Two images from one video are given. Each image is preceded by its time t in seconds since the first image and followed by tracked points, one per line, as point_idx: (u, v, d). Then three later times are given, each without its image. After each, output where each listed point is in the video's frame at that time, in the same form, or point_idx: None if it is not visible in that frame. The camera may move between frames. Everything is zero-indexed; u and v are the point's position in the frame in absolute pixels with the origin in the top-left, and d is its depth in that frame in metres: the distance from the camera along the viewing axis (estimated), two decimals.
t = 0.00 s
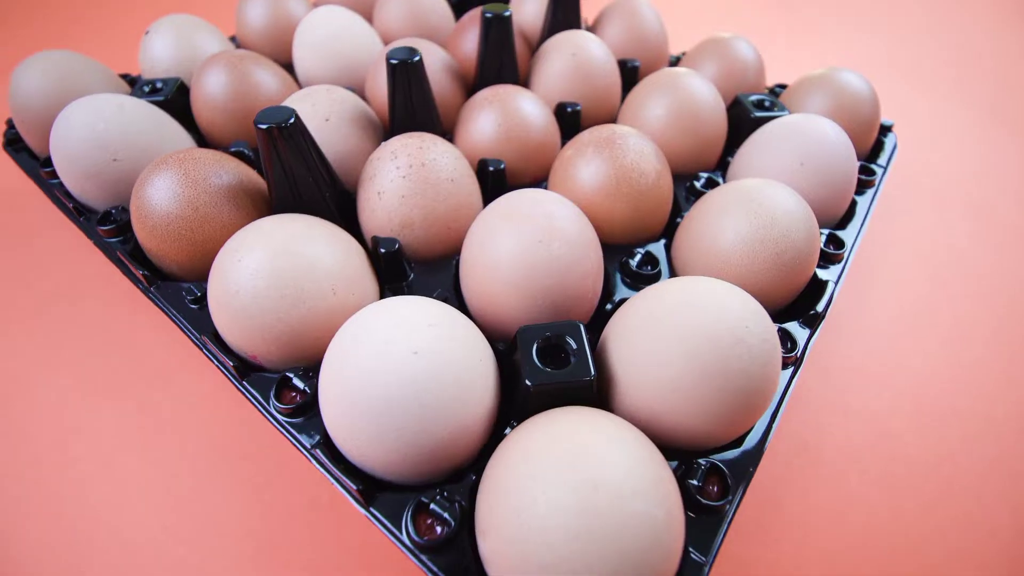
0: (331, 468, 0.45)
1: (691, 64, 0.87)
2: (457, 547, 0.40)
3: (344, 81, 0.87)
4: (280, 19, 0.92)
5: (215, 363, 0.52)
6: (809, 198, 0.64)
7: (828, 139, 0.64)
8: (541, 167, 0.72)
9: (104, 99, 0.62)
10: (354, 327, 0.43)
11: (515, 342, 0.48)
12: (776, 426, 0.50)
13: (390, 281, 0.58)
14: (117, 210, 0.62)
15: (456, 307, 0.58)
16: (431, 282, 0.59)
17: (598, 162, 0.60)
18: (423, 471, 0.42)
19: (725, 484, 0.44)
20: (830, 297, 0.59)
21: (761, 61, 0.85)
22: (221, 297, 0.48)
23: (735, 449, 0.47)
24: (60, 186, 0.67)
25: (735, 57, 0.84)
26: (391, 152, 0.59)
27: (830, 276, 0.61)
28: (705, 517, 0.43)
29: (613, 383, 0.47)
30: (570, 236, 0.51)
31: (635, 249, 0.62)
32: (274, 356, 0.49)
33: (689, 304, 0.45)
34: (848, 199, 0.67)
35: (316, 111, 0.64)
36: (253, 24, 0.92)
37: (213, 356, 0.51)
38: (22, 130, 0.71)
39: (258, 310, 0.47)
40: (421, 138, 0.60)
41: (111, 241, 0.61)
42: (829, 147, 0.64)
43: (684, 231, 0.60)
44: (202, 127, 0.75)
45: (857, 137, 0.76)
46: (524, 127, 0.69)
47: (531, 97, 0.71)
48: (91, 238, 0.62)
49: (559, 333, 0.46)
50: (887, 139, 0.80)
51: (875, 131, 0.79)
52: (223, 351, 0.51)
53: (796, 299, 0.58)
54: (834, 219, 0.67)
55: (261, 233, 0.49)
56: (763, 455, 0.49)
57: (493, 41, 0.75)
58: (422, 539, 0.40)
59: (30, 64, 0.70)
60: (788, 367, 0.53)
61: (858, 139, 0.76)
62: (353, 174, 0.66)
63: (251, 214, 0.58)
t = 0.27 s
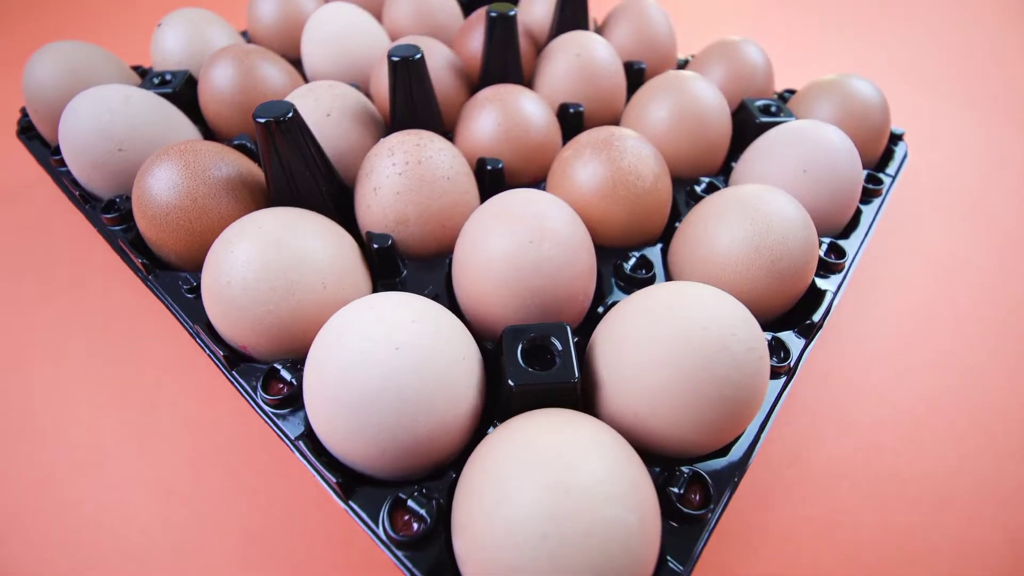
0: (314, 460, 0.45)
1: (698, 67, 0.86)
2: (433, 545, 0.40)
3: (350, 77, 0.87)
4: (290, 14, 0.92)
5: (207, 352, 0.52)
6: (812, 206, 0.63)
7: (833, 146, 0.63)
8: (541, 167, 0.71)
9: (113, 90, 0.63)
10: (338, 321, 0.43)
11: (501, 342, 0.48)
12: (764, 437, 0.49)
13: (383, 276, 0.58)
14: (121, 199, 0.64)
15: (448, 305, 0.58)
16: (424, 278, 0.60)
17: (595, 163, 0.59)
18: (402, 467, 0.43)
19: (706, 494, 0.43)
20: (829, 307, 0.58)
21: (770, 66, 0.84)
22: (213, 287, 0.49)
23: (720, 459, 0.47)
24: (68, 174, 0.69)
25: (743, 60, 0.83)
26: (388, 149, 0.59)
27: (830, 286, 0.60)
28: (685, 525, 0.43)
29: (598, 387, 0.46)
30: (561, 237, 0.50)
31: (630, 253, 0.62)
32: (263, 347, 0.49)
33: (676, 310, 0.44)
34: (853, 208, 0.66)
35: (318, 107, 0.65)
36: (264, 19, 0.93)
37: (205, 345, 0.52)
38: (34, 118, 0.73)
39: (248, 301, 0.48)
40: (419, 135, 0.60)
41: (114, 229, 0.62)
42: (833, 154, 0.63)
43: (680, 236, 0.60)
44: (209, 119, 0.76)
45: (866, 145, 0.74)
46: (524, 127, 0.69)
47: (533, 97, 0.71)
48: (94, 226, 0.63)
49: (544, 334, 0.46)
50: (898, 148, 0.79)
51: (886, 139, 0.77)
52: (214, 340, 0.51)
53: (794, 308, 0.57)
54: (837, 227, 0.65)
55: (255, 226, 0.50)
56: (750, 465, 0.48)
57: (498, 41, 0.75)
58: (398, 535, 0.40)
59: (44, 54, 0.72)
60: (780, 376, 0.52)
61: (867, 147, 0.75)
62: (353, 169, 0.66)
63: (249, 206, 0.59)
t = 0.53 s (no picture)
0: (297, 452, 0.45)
1: (706, 70, 0.85)
2: (408, 541, 0.40)
3: (357, 74, 0.88)
4: (300, 10, 0.93)
5: (200, 342, 0.53)
6: (813, 214, 0.62)
7: (837, 154, 0.62)
8: (540, 168, 0.71)
9: (121, 81, 0.64)
10: (323, 315, 0.43)
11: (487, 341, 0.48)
12: (752, 447, 0.48)
13: (376, 272, 0.58)
14: (125, 188, 0.65)
15: (440, 302, 0.59)
16: (417, 275, 0.60)
17: (591, 165, 0.59)
18: (381, 462, 0.43)
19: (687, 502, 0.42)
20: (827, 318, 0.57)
21: (779, 71, 0.83)
22: (206, 277, 0.49)
23: (704, 467, 0.46)
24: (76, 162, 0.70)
25: (752, 64, 0.82)
26: (386, 146, 0.59)
27: (828, 296, 0.59)
28: (664, 533, 0.42)
29: (583, 390, 0.46)
30: (551, 238, 0.50)
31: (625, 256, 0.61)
32: (254, 339, 0.50)
33: (662, 315, 0.44)
34: (855, 218, 0.64)
35: (320, 102, 0.65)
36: (275, 14, 0.94)
37: (198, 335, 0.52)
38: (47, 107, 0.75)
39: (239, 293, 0.48)
40: (417, 133, 0.60)
41: (117, 218, 0.63)
42: (836, 162, 0.62)
43: (677, 241, 0.59)
44: (215, 112, 0.77)
45: (874, 153, 0.73)
46: (524, 127, 0.69)
47: (534, 97, 0.71)
48: (99, 214, 0.64)
49: (530, 335, 0.46)
50: (908, 157, 0.77)
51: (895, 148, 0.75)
52: (207, 330, 0.52)
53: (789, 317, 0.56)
54: (839, 237, 0.64)
55: (250, 218, 0.50)
56: (736, 475, 0.47)
57: (502, 40, 0.75)
58: (374, 530, 0.40)
59: (58, 44, 0.74)
60: (772, 386, 0.51)
61: (875, 155, 0.73)
62: (352, 165, 0.67)
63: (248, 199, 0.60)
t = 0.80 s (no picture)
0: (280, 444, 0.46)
1: (713, 74, 0.84)
2: (385, 536, 0.40)
3: (363, 70, 0.88)
4: (309, 6, 0.94)
5: (192, 331, 0.54)
6: (813, 222, 0.61)
7: (840, 162, 0.61)
8: (540, 168, 0.71)
9: (129, 72, 0.66)
10: (308, 309, 0.44)
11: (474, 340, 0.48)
12: (739, 456, 0.48)
13: (369, 267, 0.59)
14: (129, 177, 0.66)
15: (431, 299, 0.59)
16: (411, 272, 0.60)
17: (587, 166, 0.59)
18: (362, 457, 0.43)
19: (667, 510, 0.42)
20: (823, 329, 0.55)
21: (788, 76, 0.82)
22: (199, 267, 0.50)
23: (687, 475, 0.45)
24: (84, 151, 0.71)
25: (760, 69, 0.81)
26: (383, 142, 0.60)
27: (825, 306, 0.58)
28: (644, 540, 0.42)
29: (567, 393, 0.46)
30: (542, 239, 0.50)
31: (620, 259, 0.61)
32: (245, 330, 0.51)
33: (647, 318, 0.43)
34: (858, 228, 0.63)
35: (322, 97, 0.66)
36: (285, 9, 0.95)
37: (191, 324, 0.53)
38: (58, 97, 0.76)
39: (229, 284, 0.49)
40: (414, 129, 0.60)
41: (120, 206, 0.64)
42: (840, 170, 0.60)
43: (673, 246, 0.58)
44: (221, 105, 0.78)
45: (881, 162, 0.71)
46: (524, 127, 0.69)
47: (536, 97, 0.71)
48: (103, 202, 0.66)
49: (516, 335, 0.45)
50: (917, 167, 0.75)
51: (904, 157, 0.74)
52: (199, 319, 0.53)
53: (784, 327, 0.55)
54: (840, 246, 0.63)
55: (243, 211, 0.51)
56: (721, 484, 0.46)
57: (505, 39, 0.74)
58: (350, 524, 0.41)
59: (71, 35, 0.75)
60: (762, 395, 0.51)
61: (882, 164, 0.72)
62: (352, 160, 0.67)
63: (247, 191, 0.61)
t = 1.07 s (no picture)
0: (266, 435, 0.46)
1: (720, 76, 0.83)
2: (364, 532, 0.41)
3: (368, 66, 0.89)
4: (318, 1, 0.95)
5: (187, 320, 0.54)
6: (815, 229, 0.60)
7: (844, 169, 0.60)
8: (539, 168, 0.71)
9: (136, 64, 0.67)
10: (293, 303, 0.44)
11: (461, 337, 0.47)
12: (726, 465, 0.47)
13: (363, 262, 0.59)
14: (133, 167, 0.67)
15: (424, 297, 0.59)
16: (404, 269, 0.60)
17: (585, 167, 0.58)
18: (344, 451, 0.43)
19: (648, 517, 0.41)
20: (820, 340, 0.55)
21: (796, 80, 0.80)
22: (193, 258, 0.50)
23: (673, 481, 0.45)
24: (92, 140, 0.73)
25: (767, 72, 0.79)
26: (381, 138, 0.60)
27: (823, 316, 0.57)
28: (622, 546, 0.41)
29: (553, 394, 0.45)
30: (533, 239, 0.49)
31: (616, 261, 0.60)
32: (237, 321, 0.51)
33: (635, 322, 0.42)
34: (861, 237, 0.62)
35: (323, 92, 0.66)
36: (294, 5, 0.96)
37: (185, 313, 0.54)
38: (69, 87, 0.78)
39: (221, 275, 0.49)
40: (413, 127, 0.60)
41: (123, 196, 0.65)
42: (843, 177, 0.59)
43: (668, 249, 0.57)
44: (227, 97, 0.79)
45: (889, 169, 0.70)
46: (525, 126, 0.69)
47: (538, 97, 0.71)
48: (107, 191, 0.67)
49: (503, 335, 0.45)
50: (926, 176, 0.74)
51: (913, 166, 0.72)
52: (193, 309, 0.53)
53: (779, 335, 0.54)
54: (841, 255, 0.62)
55: (238, 203, 0.51)
56: (706, 492, 0.45)
57: (509, 38, 0.74)
58: (330, 518, 0.41)
59: (82, 26, 0.76)
60: (754, 404, 0.50)
61: (890, 172, 0.70)
62: (351, 156, 0.67)
63: (246, 184, 0.61)
